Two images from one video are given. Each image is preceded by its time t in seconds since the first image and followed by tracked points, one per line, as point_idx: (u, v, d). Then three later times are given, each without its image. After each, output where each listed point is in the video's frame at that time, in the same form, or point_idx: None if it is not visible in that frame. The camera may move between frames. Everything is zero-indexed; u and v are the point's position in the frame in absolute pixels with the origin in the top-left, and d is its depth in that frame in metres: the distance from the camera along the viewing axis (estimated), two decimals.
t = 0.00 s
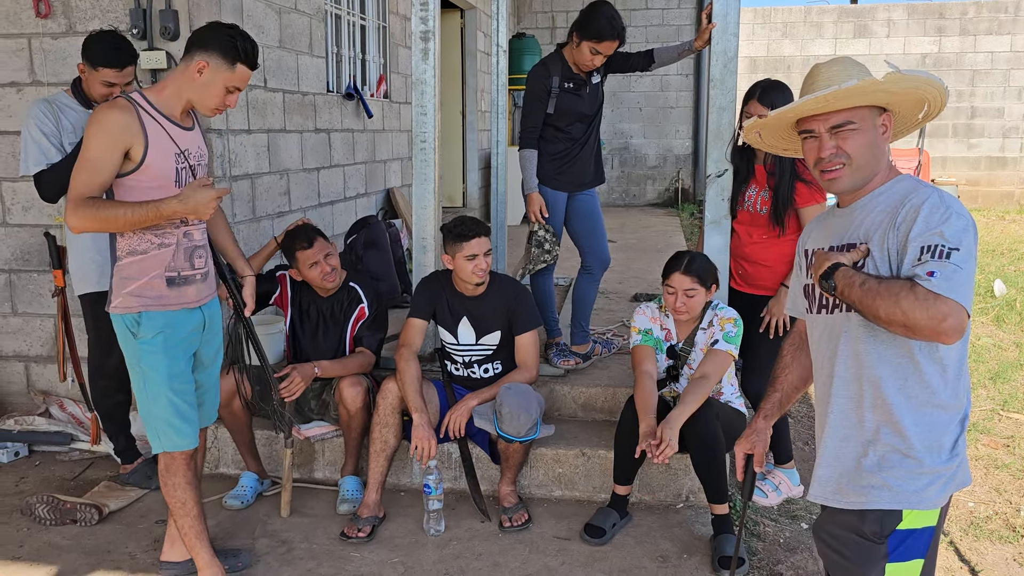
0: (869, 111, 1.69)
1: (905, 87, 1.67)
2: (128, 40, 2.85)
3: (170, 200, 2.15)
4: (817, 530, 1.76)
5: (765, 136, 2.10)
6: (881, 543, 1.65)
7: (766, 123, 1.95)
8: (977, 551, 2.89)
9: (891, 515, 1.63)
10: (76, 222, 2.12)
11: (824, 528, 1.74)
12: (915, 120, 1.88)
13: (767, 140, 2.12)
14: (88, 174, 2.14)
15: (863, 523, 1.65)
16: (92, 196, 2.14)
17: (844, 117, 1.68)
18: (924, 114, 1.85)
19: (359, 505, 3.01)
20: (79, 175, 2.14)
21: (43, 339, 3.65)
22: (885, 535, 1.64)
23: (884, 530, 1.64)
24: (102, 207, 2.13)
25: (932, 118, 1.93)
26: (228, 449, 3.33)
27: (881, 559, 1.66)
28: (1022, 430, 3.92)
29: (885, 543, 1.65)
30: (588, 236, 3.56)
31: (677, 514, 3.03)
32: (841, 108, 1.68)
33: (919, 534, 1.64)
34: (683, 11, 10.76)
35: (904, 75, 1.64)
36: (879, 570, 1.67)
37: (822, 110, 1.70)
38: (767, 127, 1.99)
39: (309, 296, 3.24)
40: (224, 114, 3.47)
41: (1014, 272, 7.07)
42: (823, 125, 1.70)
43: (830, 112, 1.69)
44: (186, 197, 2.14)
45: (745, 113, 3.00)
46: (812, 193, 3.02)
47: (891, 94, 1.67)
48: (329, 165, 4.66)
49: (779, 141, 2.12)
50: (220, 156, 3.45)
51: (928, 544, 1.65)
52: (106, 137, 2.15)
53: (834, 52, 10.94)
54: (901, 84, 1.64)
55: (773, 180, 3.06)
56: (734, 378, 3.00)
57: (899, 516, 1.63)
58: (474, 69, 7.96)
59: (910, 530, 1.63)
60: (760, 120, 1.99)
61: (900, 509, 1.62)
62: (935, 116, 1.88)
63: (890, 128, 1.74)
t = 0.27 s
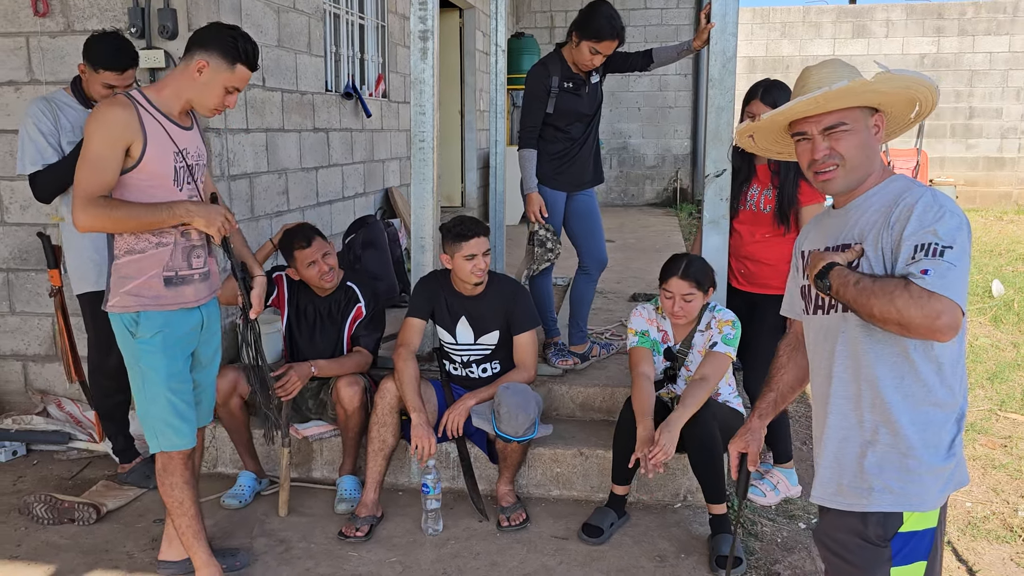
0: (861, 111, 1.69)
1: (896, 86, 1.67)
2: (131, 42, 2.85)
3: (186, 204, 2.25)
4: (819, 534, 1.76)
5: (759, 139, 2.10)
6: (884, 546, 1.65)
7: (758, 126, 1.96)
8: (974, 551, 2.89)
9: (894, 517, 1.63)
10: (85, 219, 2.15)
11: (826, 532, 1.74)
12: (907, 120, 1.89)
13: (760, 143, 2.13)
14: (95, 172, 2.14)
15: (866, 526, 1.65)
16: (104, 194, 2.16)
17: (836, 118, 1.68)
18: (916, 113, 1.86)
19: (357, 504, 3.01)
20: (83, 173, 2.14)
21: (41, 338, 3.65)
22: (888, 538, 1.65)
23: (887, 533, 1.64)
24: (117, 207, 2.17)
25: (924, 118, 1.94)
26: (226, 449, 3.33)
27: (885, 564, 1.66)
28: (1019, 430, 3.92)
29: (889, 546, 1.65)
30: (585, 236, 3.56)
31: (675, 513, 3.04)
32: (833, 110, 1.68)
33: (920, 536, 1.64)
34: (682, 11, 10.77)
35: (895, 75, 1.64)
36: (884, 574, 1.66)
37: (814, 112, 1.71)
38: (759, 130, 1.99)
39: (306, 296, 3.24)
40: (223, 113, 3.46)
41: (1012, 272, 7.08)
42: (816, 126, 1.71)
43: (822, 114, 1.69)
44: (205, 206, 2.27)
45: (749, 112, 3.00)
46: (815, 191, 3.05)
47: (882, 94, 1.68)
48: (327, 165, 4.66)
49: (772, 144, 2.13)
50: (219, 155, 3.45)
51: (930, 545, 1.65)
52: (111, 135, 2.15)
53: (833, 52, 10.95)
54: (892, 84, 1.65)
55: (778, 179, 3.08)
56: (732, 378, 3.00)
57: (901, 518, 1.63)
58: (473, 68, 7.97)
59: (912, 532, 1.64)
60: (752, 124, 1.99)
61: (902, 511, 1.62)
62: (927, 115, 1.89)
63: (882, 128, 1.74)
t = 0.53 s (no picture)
0: (856, 112, 1.69)
1: (890, 87, 1.68)
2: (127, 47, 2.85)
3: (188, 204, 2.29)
4: (812, 533, 1.77)
5: (754, 141, 2.11)
6: (876, 545, 1.65)
7: (754, 127, 1.96)
8: (970, 551, 2.90)
9: (885, 516, 1.63)
10: (88, 218, 2.15)
11: (820, 531, 1.74)
12: (901, 120, 1.89)
13: (756, 145, 2.13)
14: (96, 170, 2.14)
15: (858, 525, 1.65)
16: (105, 193, 2.16)
17: (831, 119, 1.68)
18: (910, 113, 1.86)
19: (353, 504, 3.01)
20: (83, 170, 2.13)
21: (37, 338, 3.64)
22: (879, 537, 1.65)
23: (878, 532, 1.64)
24: (119, 205, 2.18)
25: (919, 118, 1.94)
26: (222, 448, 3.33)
27: (876, 562, 1.66)
28: (1014, 430, 3.94)
29: (880, 545, 1.65)
30: (581, 236, 3.56)
31: (671, 513, 3.04)
32: (828, 110, 1.68)
33: (911, 535, 1.64)
34: (679, 11, 10.78)
35: (889, 75, 1.64)
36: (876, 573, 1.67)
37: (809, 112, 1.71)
38: (754, 131, 1.99)
39: (301, 295, 3.23)
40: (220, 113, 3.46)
41: (1007, 272, 7.10)
42: (811, 127, 1.71)
43: (818, 114, 1.69)
44: (204, 206, 2.32)
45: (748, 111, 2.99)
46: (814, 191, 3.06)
47: (876, 94, 1.68)
48: (324, 164, 4.66)
49: (768, 146, 2.13)
50: (215, 154, 3.45)
51: (922, 544, 1.65)
52: (109, 133, 2.15)
53: (830, 52, 10.96)
54: (886, 84, 1.65)
55: (775, 177, 3.11)
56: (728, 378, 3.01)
57: (892, 517, 1.63)
58: (470, 67, 7.97)
59: (903, 531, 1.64)
60: (747, 125, 2.00)
61: (893, 510, 1.63)
62: (921, 116, 1.89)
63: (876, 129, 1.74)
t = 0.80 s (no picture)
0: (850, 112, 1.70)
1: (883, 86, 1.68)
2: (117, 49, 2.85)
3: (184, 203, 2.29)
4: (806, 531, 1.77)
5: (749, 143, 2.11)
6: (869, 544, 1.66)
7: (748, 130, 1.96)
8: (965, 550, 2.91)
9: (879, 515, 1.64)
10: (83, 215, 2.14)
11: (814, 529, 1.75)
12: (895, 119, 1.89)
13: (751, 147, 2.13)
14: (94, 168, 2.13)
15: (852, 524, 1.66)
16: (101, 190, 2.15)
17: (825, 120, 1.69)
18: (903, 112, 1.86)
19: (349, 503, 3.01)
20: (80, 168, 2.13)
21: (33, 336, 3.64)
22: (872, 536, 1.65)
23: (872, 531, 1.65)
24: (116, 204, 2.17)
25: (913, 116, 1.94)
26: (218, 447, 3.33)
27: (869, 560, 1.66)
28: (1010, 430, 3.94)
29: (873, 544, 1.66)
30: (578, 235, 3.55)
31: (667, 512, 3.04)
32: (821, 111, 1.68)
33: (905, 534, 1.65)
34: (676, 11, 10.78)
35: (882, 75, 1.65)
36: (868, 572, 1.67)
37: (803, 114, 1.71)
38: (749, 133, 1.99)
39: (298, 296, 3.22)
40: (216, 111, 3.46)
41: (1003, 272, 7.11)
42: (805, 128, 1.71)
43: (811, 116, 1.70)
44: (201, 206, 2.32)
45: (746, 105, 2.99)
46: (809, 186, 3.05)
47: (870, 94, 1.69)
48: (320, 163, 4.65)
49: (763, 148, 2.14)
50: (212, 153, 3.44)
51: (914, 543, 1.66)
52: (106, 131, 2.14)
53: (826, 52, 10.98)
54: (879, 84, 1.65)
55: (772, 174, 3.11)
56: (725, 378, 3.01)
57: (885, 516, 1.64)
58: (467, 66, 7.96)
59: (896, 530, 1.65)
60: (742, 126, 2.00)
61: (887, 510, 1.63)
62: (915, 115, 1.89)
63: (870, 129, 1.75)
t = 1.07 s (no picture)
0: (850, 112, 1.70)
1: (883, 86, 1.69)
2: (110, 45, 2.84)
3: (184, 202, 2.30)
4: (801, 528, 1.78)
5: (748, 143, 2.11)
6: (864, 540, 1.66)
7: (748, 130, 1.96)
8: (962, 548, 2.91)
9: (874, 512, 1.64)
10: (83, 215, 2.14)
11: (809, 526, 1.75)
12: (894, 118, 1.90)
13: (750, 147, 2.14)
14: (94, 168, 2.14)
15: (847, 521, 1.66)
16: (101, 189, 2.15)
17: (825, 119, 1.69)
18: (903, 111, 1.87)
19: (347, 501, 3.01)
20: (80, 167, 2.13)
21: (31, 335, 3.64)
22: (868, 532, 1.66)
23: (867, 527, 1.65)
24: (115, 203, 2.17)
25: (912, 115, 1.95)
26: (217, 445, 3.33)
27: (863, 557, 1.67)
28: (1007, 428, 3.95)
29: (868, 541, 1.66)
30: (576, 234, 3.55)
31: (665, 511, 3.05)
32: (822, 111, 1.69)
33: (899, 532, 1.66)
34: (675, 9, 10.78)
35: (882, 75, 1.65)
36: (862, 569, 1.67)
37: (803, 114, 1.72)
38: (750, 134, 2.00)
39: (296, 296, 3.23)
40: (214, 110, 3.45)
41: (1001, 271, 7.12)
42: (806, 128, 1.71)
43: (811, 115, 1.70)
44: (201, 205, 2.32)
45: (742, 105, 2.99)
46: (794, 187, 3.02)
47: (870, 94, 1.69)
48: (319, 162, 4.66)
49: (762, 148, 2.14)
50: (210, 152, 3.44)
51: (908, 541, 1.67)
52: (105, 129, 2.14)
53: (825, 51, 10.98)
54: (879, 84, 1.66)
55: (761, 172, 3.12)
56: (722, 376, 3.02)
57: (881, 514, 1.64)
58: (466, 65, 7.96)
59: (892, 527, 1.65)
60: (742, 127, 2.00)
61: (883, 507, 1.63)
62: (913, 113, 1.90)
63: (870, 128, 1.75)
